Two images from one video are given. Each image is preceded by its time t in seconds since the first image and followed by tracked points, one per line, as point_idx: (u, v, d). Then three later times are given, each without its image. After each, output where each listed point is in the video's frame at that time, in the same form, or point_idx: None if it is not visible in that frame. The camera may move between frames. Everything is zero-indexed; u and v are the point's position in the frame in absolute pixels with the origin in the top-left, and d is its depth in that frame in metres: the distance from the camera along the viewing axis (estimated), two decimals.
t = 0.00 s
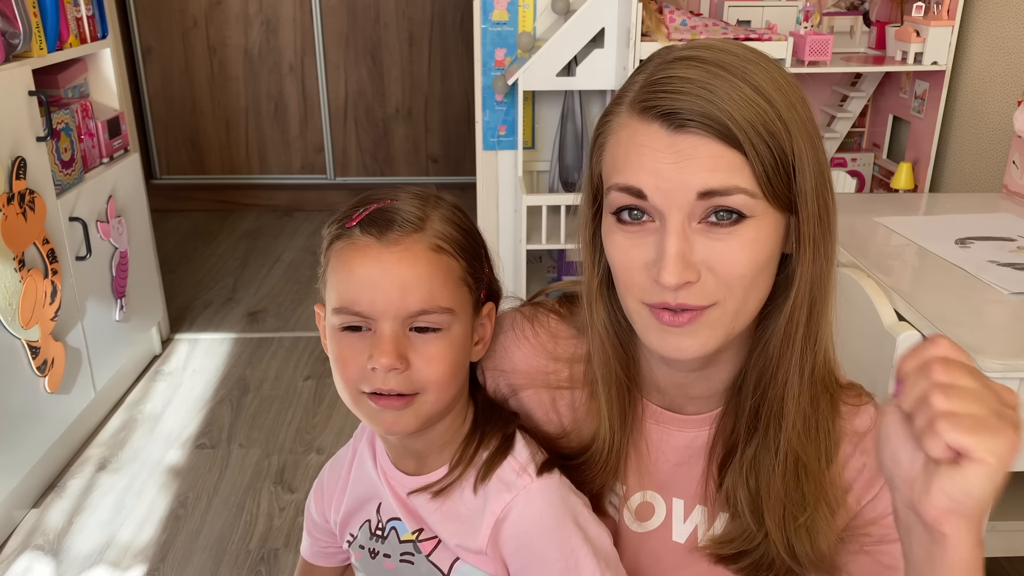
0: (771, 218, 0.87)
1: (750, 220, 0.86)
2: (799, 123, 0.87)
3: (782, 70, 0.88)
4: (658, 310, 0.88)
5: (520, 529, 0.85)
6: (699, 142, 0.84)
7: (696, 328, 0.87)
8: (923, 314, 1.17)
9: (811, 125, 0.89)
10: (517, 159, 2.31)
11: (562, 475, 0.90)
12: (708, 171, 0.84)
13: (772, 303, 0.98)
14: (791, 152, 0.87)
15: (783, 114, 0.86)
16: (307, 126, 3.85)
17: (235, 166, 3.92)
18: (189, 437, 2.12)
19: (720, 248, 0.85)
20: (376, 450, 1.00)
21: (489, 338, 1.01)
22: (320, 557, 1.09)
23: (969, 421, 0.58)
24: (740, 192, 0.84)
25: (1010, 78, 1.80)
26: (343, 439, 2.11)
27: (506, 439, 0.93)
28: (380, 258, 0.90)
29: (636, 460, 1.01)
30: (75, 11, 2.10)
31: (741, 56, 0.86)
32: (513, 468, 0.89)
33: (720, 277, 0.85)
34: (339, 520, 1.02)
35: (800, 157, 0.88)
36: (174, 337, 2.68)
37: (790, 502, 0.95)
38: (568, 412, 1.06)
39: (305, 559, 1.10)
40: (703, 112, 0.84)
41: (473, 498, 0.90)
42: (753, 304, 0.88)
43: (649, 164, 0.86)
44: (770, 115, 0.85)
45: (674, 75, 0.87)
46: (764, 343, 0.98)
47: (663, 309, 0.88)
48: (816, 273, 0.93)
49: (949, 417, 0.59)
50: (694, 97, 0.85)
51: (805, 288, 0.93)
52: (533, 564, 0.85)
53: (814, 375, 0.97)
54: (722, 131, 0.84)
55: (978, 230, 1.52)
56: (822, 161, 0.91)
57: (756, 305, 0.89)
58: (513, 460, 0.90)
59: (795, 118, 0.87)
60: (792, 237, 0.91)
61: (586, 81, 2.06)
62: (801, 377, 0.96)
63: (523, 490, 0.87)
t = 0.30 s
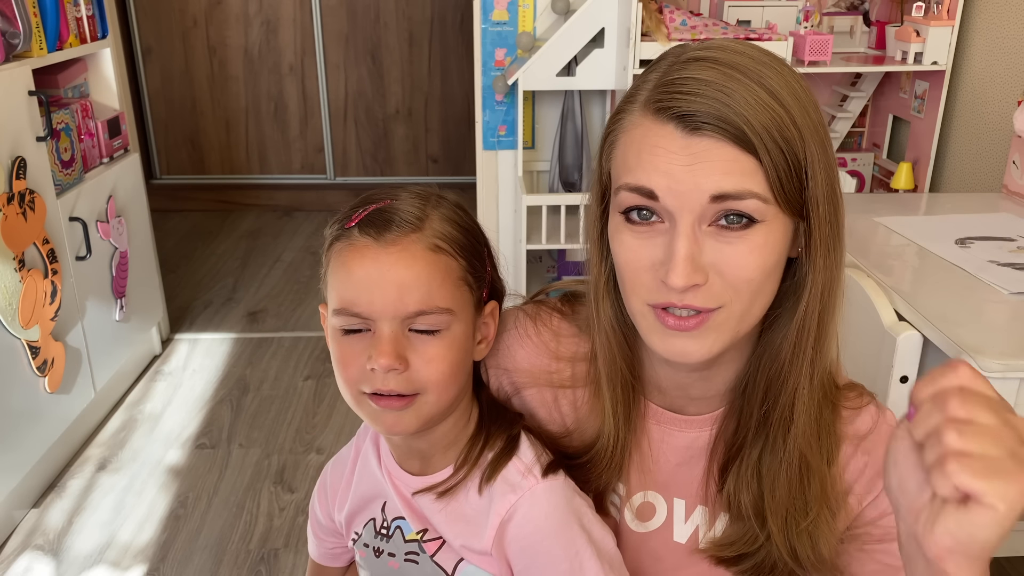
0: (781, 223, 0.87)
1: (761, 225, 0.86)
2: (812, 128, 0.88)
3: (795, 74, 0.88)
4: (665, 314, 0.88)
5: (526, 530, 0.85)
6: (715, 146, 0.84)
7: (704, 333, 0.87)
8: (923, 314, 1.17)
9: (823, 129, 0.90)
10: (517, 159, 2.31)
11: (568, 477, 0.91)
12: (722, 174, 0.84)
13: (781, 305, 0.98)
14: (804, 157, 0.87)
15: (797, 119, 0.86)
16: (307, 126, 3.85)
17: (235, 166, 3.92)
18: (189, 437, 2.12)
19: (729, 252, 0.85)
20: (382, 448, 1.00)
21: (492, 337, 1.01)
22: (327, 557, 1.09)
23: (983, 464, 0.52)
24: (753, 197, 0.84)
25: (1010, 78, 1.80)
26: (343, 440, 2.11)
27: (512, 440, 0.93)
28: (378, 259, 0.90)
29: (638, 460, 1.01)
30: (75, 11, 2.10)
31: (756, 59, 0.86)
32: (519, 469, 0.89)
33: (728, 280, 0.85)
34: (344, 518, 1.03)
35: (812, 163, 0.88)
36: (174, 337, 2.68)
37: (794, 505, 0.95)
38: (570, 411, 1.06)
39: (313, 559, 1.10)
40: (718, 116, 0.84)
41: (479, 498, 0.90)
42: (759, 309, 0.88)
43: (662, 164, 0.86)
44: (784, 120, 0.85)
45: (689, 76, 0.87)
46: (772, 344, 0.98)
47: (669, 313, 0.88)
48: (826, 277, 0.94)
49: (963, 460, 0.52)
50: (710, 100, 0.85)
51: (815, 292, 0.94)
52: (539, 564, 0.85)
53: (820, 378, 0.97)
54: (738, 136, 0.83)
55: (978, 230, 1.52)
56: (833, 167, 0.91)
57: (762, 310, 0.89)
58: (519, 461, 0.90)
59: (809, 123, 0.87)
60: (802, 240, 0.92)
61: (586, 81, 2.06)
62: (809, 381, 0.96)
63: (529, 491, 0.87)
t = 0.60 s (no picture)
0: (784, 224, 0.87)
1: (763, 226, 0.86)
2: (818, 132, 0.88)
3: (801, 78, 0.88)
4: (663, 312, 0.88)
5: (526, 530, 0.86)
6: (721, 146, 0.84)
7: (702, 332, 0.87)
8: (923, 314, 1.17)
9: (827, 134, 0.90)
10: (517, 159, 2.31)
11: (567, 475, 0.91)
12: (727, 175, 0.83)
13: (782, 308, 0.98)
14: (809, 160, 0.87)
15: (803, 121, 0.86)
16: (307, 126, 3.85)
17: (235, 166, 3.92)
18: (189, 437, 2.12)
19: (730, 253, 0.85)
20: (377, 454, 1.00)
21: (480, 332, 1.00)
22: (331, 566, 1.09)
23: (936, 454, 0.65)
24: (758, 198, 0.84)
25: (1010, 78, 1.80)
26: (343, 440, 2.11)
27: (510, 440, 0.93)
28: (327, 285, 0.89)
29: (636, 459, 1.02)
30: (75, 11, 2.10)
31: (764, 60, 0.86)
32: (517, 468, 0.89)
33: (728, 282, 0.85)
34: (340, 524, 1.04)
35: (817, 166, 0.88)
36: (174, 337, 2.68)
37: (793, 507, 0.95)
38: (568, 410, 1.06)
39: (317, 567, 1.11)
40: (726, 114, 0.84)
41: (478, 499, 0.90)
42: (758, 310, 0.88)
43: (667, 162, 0.86)
44: (791, 122, 0.85)
45: (698, 74, 0.87)
46: (773, 347, 0.98)
47: (665, 311, 0.88)
48: (829, 281, 0.93)
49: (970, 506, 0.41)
50: (718, 98, 0.85)
51: (818, 297, 0.93)
52: (540, 563, 0.85)
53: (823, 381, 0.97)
54: (744, 134, 0.83)
55: (978, 230, 1.52)
56: (836, 171, 0.91)
57: (761, 311, 0.89)
58: (517, 461, 0.90)
59: (814, 126, 0.88)
60: (804, 243, 0.91)
61: (586, 81, 2.06)
62: (812, 384, 0.96)
63: (529, 490, 0.87)
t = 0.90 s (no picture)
0: (781, 229, 0.87)
1: (761, 229, 0.86)
2: (818, 136, 0.88)
3: (803, 83, 0.89)
4: (656, 314, 0.89)
5: (515, 535, 0.86)
6: (721, 143, 0.84)
7: (699, 336, 0.87)
8: (923, 314, 1.17)
9: (826, 139, 0.90)
10: (517, 159, 2.31)
11: (557, 478, 0.91)
12: (727, 174, 0.84)
13: (778, 314, 0.98)
14: (808, 164, 0.87)
15: (803, 125, 0.86)
16: (307, 126, 3.85)
17: (235, 166, 3.92)
18: (189, 437, 2.12)
19: (728, 252, 0.85)
20: (368, 462, 1.00)
21: (475, 340, 1.00)
22: (325, 572, 1.09)
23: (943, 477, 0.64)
24: (757, 200, 0.84)
25: (1010, 78, 1.80)
26: (343, 440, 2.11)
27: (499, 443, 0.93)
28: (341, 274, 0.89)
29: (631, 462, 1.01)
30: (75, 11, 2.10)
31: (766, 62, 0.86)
32: (506, 473, 0.89)
33: (724, 282, 0.85)
34: (332, 531, 1.04)
35: (816, 171, 0.88)
36: (174, 337, 2.68)
37: (784, 516, 0.95)
38: (558, 415, 1.06)
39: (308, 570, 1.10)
40: (727, 113, 0.84)
41: (468, 505, 0.90)
42: (755, 311, 0.88)
43: (667, 160, 0.85)
44: (792, 125, 0.85)
45: (700, 73, 0.87)
46: (768, 355, 0.98)
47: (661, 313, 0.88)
48: (827, 287, 0.93)
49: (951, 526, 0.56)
50: (721, 97, 0.84)
51: (817, 301, 0.94)
52: (531, 567, 0.85)
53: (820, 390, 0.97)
54: (746, 133, 0.83)
55: (977, 230, 1.52)
56: (833, 178, 0.91)
57: (756, 314, 0.89)
58: (506, 465, 0.90)
59: (814, 130, 0.88)
60: (800, 248, 0.91)
61: (586, 81, 2.06)
62: (809, 390, 0.96)
63: (517, 496, 0.87)
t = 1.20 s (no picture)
0: (780, 226, 0.87)
1: (760, 226, 0.86)
2: (816, 133, 0.88)
3: (801, 80, 0.88)
4: (656, 309, 0.88)
5: (518, 535, 0.86)
6: (718, 141, 0.84)
7: (693, 329, 0.87)
8: (923, 314, 1.17)
9: (825, 137, 0.90)
10: (517, 159, 2.31)
11: (559, 478, 0.91)
12: (726, 172, 0.83)
13: (776, 311, 0.98)
14: (806, 161, 0.87)
15: (801, 122, 0.86)
16: (307, 126, 3.85)
17: (235, 166, 3.92)
18: (189, 437, 2.12)
19: (727, 250, 0.85)
20: (370, 460, 1.00)
21: (479, 341, 1.00)
22: (325, 572, 1.09)
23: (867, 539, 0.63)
24: (756, 197, 0.84)
25: (1010, 77, 1.80)
26: (344, 440, 2.11)
27: (501, 442, 0.93)
28: (360, 273, 0.89)
29: (631, 463, 1.01)
30: (75, 11, 2.10)
31: (765, 61, 0.86)
32: (509, 473, 0.89)
33: (723, 281, 0.85)
34: (332, 531, 1.04)
35: (814, 168, 0.88)
36: (174, 337, 2.68)
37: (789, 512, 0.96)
38: (561, 413, 1.06)
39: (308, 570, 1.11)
40: (725, 111, 0.84)
41: (470, 505, 0.90)
42: (755, 309, 0.88)
43: (666, 158, 0.85)
44: (790, 122, 0.85)
45: (697, 71, 0.87)
46: (767, 350, 0.98)
47: (661, 307, 0.88)
48: (826, 284, 0.93)
49: None
50: (718, 95, 0.84)
51: (815, 299, 0.94)
52: (534, 567, 0.85)
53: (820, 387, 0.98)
54: (743, 131, 0.83)
55: (977, 230, 1.52)
56: (833, 174, 0.91)
57: (755, 312, 0.89)
58: (509, 465, 0.90)
59: (813, 128, 0.88)
60: (799, 245, 0.91)
61: (586, 81, 2.06)
62: (811, 387, 0.96)
63: (520, 496, 0.87)
